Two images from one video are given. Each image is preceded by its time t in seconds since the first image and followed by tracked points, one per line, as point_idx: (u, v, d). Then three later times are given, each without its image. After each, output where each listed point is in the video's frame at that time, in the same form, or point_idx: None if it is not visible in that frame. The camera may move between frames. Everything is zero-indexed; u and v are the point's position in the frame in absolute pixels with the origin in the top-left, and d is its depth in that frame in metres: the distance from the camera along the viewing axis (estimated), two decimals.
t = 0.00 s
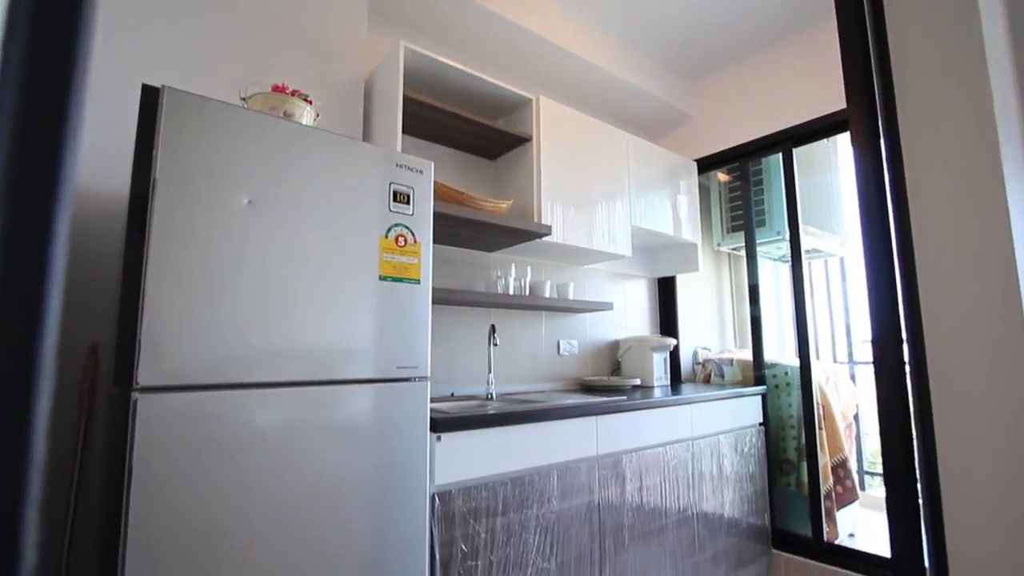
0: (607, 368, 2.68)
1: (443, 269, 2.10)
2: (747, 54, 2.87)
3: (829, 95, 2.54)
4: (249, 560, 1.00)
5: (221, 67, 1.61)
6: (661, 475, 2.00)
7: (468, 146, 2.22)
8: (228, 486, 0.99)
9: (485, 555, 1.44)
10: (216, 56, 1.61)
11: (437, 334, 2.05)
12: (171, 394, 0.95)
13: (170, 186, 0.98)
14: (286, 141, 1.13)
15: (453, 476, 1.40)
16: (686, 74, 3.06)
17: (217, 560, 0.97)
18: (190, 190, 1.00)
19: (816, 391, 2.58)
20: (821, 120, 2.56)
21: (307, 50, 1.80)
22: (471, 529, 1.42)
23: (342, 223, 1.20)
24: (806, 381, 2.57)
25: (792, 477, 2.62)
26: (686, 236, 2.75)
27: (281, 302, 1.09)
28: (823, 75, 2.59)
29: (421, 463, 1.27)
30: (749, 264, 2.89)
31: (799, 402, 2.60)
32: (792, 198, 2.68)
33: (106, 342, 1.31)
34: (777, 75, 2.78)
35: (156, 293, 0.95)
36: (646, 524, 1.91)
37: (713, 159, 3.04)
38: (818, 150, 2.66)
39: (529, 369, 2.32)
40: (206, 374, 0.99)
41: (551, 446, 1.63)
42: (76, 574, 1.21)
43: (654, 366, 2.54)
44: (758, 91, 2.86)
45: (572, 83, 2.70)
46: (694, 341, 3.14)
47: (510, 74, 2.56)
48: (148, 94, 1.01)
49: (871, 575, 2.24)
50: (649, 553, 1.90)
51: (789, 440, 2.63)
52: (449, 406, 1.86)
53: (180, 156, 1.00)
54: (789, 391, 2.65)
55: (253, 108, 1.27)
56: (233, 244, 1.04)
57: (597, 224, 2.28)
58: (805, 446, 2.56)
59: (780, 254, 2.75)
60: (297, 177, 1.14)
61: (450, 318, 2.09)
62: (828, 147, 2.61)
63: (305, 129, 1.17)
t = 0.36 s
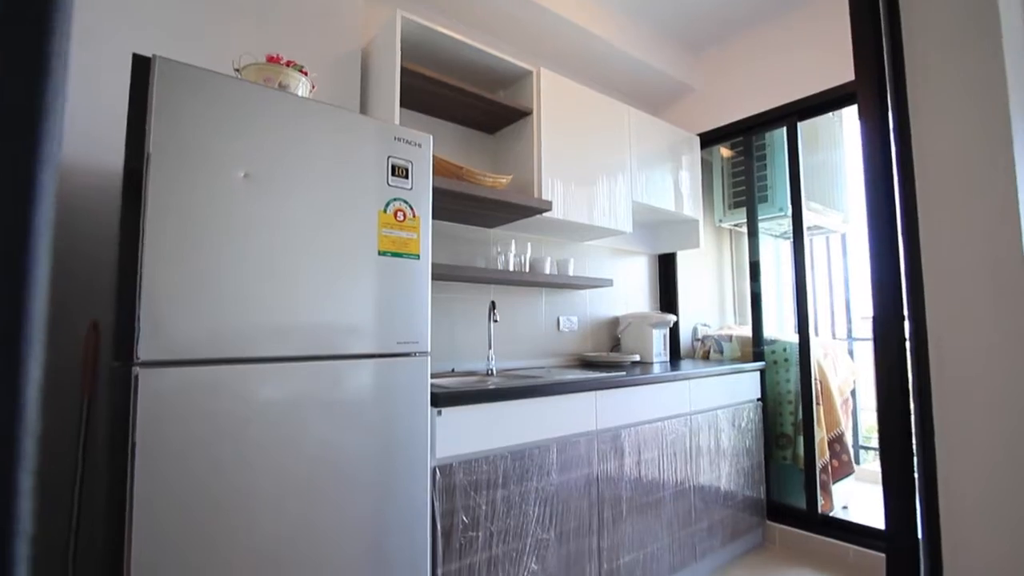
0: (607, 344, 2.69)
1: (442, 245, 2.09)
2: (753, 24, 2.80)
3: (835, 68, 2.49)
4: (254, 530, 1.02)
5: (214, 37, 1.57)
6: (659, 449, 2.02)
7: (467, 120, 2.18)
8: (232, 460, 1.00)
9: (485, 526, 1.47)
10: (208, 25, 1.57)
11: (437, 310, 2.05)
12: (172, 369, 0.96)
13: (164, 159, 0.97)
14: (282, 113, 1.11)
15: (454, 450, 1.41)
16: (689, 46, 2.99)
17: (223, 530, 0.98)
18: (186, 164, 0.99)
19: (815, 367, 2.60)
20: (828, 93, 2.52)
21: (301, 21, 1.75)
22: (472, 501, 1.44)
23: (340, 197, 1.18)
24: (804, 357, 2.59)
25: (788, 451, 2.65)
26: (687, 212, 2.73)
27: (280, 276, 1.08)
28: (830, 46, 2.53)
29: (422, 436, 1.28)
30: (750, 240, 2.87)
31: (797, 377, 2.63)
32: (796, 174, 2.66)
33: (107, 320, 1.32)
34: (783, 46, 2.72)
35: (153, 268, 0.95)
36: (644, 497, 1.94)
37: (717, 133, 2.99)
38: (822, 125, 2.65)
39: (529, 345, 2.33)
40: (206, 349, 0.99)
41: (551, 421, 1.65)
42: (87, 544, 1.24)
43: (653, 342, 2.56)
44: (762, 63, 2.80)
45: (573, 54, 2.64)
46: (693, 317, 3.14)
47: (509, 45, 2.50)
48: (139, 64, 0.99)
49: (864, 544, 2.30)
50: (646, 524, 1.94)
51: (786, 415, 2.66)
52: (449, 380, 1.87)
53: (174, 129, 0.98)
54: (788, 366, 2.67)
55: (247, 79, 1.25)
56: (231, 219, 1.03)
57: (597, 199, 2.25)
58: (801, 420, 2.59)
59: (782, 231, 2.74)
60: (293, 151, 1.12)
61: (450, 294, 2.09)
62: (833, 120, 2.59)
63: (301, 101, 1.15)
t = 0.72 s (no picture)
0: (607, 318, 2.69)
1: (442, 219, 2.07)
2: None
3: (844, 36, 2.43)
4: (258, 499, 1.03)
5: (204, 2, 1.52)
6: (657, 421, 2.04)
7: (466, 90, 2.14)
8: (233, 430, 1.01)
9: (486, 496, 1.49)
10: None
11: (437, 284, 2.04)
12: (173, 341, 0.96)
13: (157, 128, 0.95)
14: (277, 81, 1.09)
15: (454, 422, 1.42)
16: (694, 13, 2.91)
17: (227, 500, 1.00)
18: (180, 133, 0.97)
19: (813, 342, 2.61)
20: (837, 62, 2.44)
21: None
22: (473, 471, 1.47)
23: (338, 168, 1.17)
24: (803, 331, 2.59)
25: (784, 423, 2.69)
26: (689, 185, 2.69)
27: (278, 248, 1.07)
28: (839, 13, 2.46)
29: (423, 408, 1.29)
30: (752, 214, 2.87)
31: (796, 350, 2.64)
32: (800, 146, 2.62)
33: (107, 292, 1.32)
34: (790, 13, 2.65)
35: (149, 239, 0.94)
36: (642, 468, 1.97)
37: (721, 105, 2.94)
38: (829, 95, 2.61)
39: (529, 319, 2.34)
40: (205, 321, 0.99)
41: (551, 393, 1.67)
42: (96, 512, 1.26)
43: (654, 316, 2.56)
44: (768, 31, 2.73)
45: (575, 22, 2.57)
46: (693, 292, 3.12)
47: (508, 12, 2.43)
48: (128, 29, 0.96)
49: (858, 513, 2.35)
50: (644, 494, 1.98)
51: (784, 387, 2.69)
52: (451, 354, 1.89)
53: (166, 96, 0.96)
54: (787, 340, 2.68)
55: (240, 46, 1.22)
56: (227, 190, 1.02)
57: (599, 172, 2.23)
58: (798, 393, 2.62)
59: (784, 205, 2.74)
60: (289, 119, 1.10)
61: (450, 268, 2.08)
62: (841, 91, 2.56)
63: (297, 69, 1.12)
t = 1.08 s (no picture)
0: (607, 292, 2.69)
1: (441, 192, 2.05)
2: None
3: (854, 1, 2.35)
4: (262, 469, 1.04)
5: None
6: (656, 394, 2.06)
7: (465, 59, 2.09)
8: (234, 403, 1.01)
9: (487, 467, 1.52)
10: None
11: (436, 258, 2.03)
12: (172, 314, 0.95)
13: (150, 97, 0.93)
14: (270, 47, 1.06)
15: (454, 395, 1.43)
16: None
17: (231, 469, 1.01)
18: (172, 101, 0.95)
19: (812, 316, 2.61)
20: (848, 29, 2.36)
21: None
22: (473, 442, 1.48)
23: (335, 138, 1.14)
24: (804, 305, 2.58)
25: (782, 396, 2.72)
26: (692, 157, 2.65)
27: (276, 221, 1.06)
28: None
29: (423, 380, 1.30)
30: (755, 187, 2.84)
31: (795, 324, 2.64)
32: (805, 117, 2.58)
33: (105, 267, 1.31)
34: None
35: (145, 211, 0.92)
36: (640, 439, 2.00)
37: (726, 75, 2.85)
38: (836, 67, 2.59)
39: (529, 293, 2.34)
40: (204, 293, 0.98)
41: (551, 366, 1.68)
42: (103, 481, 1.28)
43: (654, 290, 2.57)
44: None
45: None
46: (694, 267, 3.08)
47: None
48: None
49: (852, 483, 2.39)
50: (642, 465, 2.01)
51: (783, 360, 2.71)
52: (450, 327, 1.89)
53: (156, 62, 0.93)
54: (787, 314, 2.68)
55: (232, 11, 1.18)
56: (222, 160, 1.00)
57: (600, 144, 2.19)
58: (796, 366, 2.65)
59: (787, 178, 2.74)
60: (283, 87, 1.07)
61: (449, 241, 2.07)
62: (849, 63, 2.57)
63: (290, 34, 1.09)
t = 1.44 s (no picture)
0: (608, 268, 2.68)
1: (440, 166, 2.02)
2: None
3: None
4: (265, 442, 1.05)
5: None
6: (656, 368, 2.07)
7: (465, 28, 2.04)
8: (235, 376, 1.02)
9: (487, 440, 1.53)
10: None
11: (435, 233, 2.01)
12: (171, 288, 0.95)
13: (140, 64, 0.90)
14: (263, 13, 1.02)
15: (454, 369, 1.44)
16: None
17: (235, 441, 1.02)
18: (163, 69, 0.92)
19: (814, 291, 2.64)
20: None
21: None
22: (474, 416, 1.50)
23: (331, 109, 1.12)
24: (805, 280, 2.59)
25: (780, 371, 2.74)
26: (695, 131, 2.61)
27: (273, 193, 1.05)
28: None
29: (423, 355, 1.30)
30: (758, 161, 2.80)
31: (795, 299, 2.66)
32: (811, 89, 2.53)
33: (101, 241, 1.29)
34: None
35: (139, 183, 0.91)
36: (639, 413, 2.02)
37: (732, 45, 2.77)
38: (843, 36, 2.54)
39: (529, 269, 2.33)
40: (202, 267, 0.98)
41: (551, 341, 1.68)
42: (108, 450, 1.29)
43: (655, 266, 2.56)
44: None
45: None
46: (695, 242, 3.06)
47: None
48: None
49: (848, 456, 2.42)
50: (641, 438, 2.04)
51: (782, 337, 2.72)
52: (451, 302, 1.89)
53: (145, 29, 0.90)
54: (787, 290, 2.69)
55: None
56: (216, 131, 0.98)
57: (602, 117, 2.15)
58: (796, 342, 2.66)
59: (791, 152, 2.70)
60: (277, 55, 1.04)
61: (449, 216, 2.05)
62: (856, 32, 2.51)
63: None
